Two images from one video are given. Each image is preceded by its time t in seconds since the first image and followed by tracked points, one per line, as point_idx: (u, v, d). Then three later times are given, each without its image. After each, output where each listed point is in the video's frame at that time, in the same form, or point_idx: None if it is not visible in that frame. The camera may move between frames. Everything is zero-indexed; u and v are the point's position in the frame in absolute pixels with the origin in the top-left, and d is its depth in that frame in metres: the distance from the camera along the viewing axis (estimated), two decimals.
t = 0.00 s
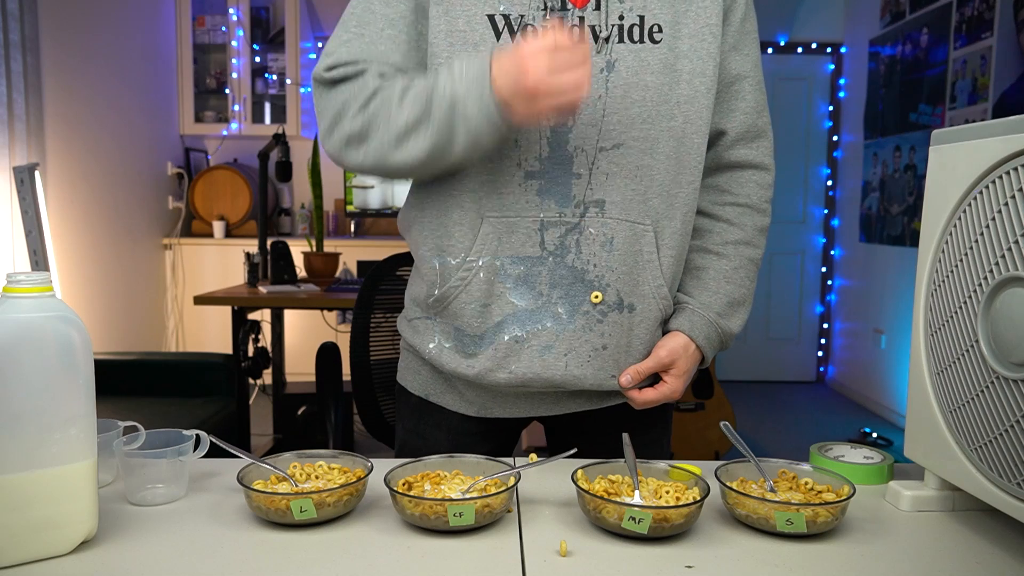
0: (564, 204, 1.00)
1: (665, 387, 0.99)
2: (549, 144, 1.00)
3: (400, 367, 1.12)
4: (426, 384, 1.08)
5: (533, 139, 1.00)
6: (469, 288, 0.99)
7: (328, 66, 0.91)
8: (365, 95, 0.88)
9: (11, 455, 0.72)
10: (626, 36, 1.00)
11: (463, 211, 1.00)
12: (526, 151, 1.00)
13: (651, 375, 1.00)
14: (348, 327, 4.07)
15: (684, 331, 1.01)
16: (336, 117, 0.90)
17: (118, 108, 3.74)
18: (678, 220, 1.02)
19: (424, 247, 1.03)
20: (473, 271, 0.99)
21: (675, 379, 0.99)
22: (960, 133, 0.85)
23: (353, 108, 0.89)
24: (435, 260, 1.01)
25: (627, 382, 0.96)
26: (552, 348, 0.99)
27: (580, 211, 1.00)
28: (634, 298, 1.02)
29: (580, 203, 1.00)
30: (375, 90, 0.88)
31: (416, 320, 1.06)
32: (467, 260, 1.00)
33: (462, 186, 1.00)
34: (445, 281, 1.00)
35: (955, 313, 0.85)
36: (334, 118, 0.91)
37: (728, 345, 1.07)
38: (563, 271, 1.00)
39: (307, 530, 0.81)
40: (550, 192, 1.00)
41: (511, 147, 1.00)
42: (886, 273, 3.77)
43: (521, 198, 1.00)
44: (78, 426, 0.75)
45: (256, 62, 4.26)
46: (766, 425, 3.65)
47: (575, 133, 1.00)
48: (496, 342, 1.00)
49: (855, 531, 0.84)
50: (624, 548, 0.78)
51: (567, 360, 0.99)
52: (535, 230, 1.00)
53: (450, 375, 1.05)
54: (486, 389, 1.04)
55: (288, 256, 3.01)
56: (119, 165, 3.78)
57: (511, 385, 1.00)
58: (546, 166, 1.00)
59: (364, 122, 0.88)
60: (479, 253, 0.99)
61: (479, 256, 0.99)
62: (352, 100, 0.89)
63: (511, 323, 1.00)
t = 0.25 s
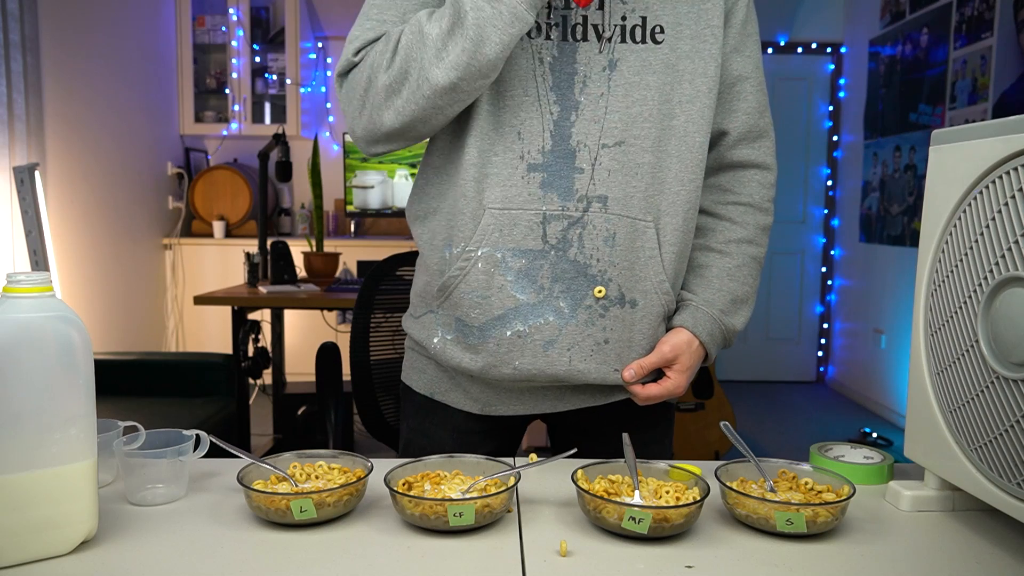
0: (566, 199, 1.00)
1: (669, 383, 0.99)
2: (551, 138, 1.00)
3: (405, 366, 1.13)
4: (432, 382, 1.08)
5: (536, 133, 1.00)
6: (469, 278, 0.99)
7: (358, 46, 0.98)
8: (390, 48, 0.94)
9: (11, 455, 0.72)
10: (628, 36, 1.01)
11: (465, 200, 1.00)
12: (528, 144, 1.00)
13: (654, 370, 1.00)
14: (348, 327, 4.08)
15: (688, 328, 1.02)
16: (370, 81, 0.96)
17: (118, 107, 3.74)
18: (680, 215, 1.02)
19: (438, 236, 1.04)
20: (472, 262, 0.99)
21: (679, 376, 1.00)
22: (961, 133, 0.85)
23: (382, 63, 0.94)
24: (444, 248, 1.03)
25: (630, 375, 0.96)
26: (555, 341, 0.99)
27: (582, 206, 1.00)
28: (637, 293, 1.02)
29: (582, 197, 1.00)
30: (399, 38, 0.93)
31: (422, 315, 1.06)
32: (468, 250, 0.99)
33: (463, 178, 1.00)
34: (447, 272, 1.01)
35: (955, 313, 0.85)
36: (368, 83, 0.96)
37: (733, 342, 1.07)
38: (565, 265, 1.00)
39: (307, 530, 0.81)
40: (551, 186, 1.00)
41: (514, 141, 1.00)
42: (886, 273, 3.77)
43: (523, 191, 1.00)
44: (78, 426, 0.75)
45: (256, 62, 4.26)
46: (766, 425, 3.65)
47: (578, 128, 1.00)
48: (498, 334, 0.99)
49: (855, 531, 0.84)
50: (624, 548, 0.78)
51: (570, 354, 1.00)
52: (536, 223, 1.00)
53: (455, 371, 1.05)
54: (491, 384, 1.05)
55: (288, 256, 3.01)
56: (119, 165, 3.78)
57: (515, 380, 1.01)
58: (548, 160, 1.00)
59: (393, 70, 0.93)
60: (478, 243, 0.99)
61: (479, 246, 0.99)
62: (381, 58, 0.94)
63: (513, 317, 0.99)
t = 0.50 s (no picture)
0: (570, 198, 1.00)
1: (674, 380, 0.99)
2: (556, 138, 1.00)
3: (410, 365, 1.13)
4: (437, 382, 1.08)
5: (540, 133, 1.00)
6: (475, 277, 0.99)
7: (359, 54, 0.99)
8: (389, 56, 0.94)
9: (11, 455, 0.72)
10: (632, 37, 1.01)
11: (470, 200, 1.00)
12: (533, 144, 1.00)
13: (660, 369, 1.00)
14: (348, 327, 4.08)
15: (693, 326, 1.02)
16: (371, 89, 0.96)
17: (118, 107, 3.74)
18: (684, 215, 1.02)
19: (440, 237, 1.04)
20: (477, 261, 0.99)
21: (684, 373, 1.00)
22: (961, 133, 0.85)
23: (382, 72, 0.94)
24: (449, 249, 1.03)
25: (636, 374, 0.96)
26: (560, 339, 0.99)
27: (587, 205, 1.00)
28: (642, 292, 1.02)
29: (587, 197, 1.00)
30: (398, 46, 0.93)
31: (427, 315, 1.07)
32: (474, 249, 0.99)
33: (469, 178, 1.00)
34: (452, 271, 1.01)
35: (955, 313, 0.85)
36: (370, 90, 0.96)
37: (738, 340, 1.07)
38: (570, 263, 1.00)
39: (307, 530, 0.81)
40: (556, 185, 1.00)
41: (519, 141, 1.00)
42: (886, 273, 3.77)
43: (528, 190, 1.00)
44: (78, 426, 0.75)
45: (256, 62, 4.26)
46: (766, 425, 3.65)
47: (582, 128, 1.00)
48: (503, 332, 0.99)
49: (855, 531, 0.84)
50: (625, 548, 0.78)
51: (576, 351, 1.00)
52: (541, 222, 0.99)
53: (460, 369, 1.05)
54: (496, 382, 1.04)
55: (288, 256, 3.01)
56: (119, 165, 3.78)
57: (520, 377, 1.00)
58: (553, 160, 1.00)
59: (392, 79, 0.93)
60: (484, 242, 0.99)
61: (485, 245, 0.99)
62: (381, 66, 0.95)
63: (518, 315, 0.99)
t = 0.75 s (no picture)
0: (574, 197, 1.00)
1: (677, 379, 0.99)
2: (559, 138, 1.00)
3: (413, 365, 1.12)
4: (440, 381, 1.08)
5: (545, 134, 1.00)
6: (478, 276, 1.00)
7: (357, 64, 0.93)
8: (379, 85, 0.88)
9: (11, 455, 0.71)
10: (635, 36, 1.01)
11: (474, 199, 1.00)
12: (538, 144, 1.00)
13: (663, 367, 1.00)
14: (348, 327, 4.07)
15: (696, 324, 1.01)
16: (349, 106, 0.90)
17: (117, 107, 3.74)
18: (687, 213, 1.03)
19: (440, 239, 1.04)
20: (482, 259, 1.00)
21: (688, 371, 0.99)
22: (962, 133, 0.85)
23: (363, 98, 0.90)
24: (448, 251, 1.02)
25: (639, 372, 0.96)
26: (564, 337, 1.00)
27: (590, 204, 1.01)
28: (646, 290, 1.02)
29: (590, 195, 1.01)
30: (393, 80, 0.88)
31: (431, 315, 1.05)
32: (478, 248, 1.00)
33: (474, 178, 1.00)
34: (454, 271, 1.01)
35: (955, 313, 0.85)
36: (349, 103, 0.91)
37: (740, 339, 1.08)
38: (572, 262, 1.01)
39: (307, 530, 0.81)
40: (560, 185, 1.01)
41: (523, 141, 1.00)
42: (886, 272, 3.77)
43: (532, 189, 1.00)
44: (78, 426, 0.75)
45: (256, 62, 4.26)
46: (766, 425, 3.65)
47: (586, 127, 1.01)
48: (507, 330, 1.00)
49: (855, 531, 0.84)
50: (625, 548, 0.78)
51: (578, 349, 1.00)
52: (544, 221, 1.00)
53: (464, 367, 1.04)
54: (499, 380, 1.04)
55: (288, 256, 3.01)
56: (119, 166, 3.78)
57: (523, 376, 1.00)
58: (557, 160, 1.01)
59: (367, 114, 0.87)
60: (488, 241, 1.00)
61: (489, 245, 1.00)
62: (368, 88, 0.90)
63: (522, 313, 1.00)
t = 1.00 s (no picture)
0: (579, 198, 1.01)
1: (683, 378, 0.99)
2: (564, 139, 1.01)
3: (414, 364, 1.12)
4: (442, 380, 1.07)
5: (550, 135, 1.00)
6: (486, 279, 1.02)
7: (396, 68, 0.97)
8: (417, 103, 0.94)
9: (11, 456, 0.71)
10: (638, 36, 1.01)
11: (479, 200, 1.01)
12: (543, 145, 1.00)
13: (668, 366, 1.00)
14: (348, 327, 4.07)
15: (700, 323, 1.01)
16: (387, 115, 0.96)
17: (117, 107, 3.74)
18: (692, 212, 1.03)
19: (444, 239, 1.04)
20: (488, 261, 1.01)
21: (694, 369, 0.99)
22: (960, 134, 0.85)
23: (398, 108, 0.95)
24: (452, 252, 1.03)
25: (644, 371, 0.97)
26: (569, 335, 1.02)
27: (595, 204, 1.01)
28: (651, 289, 1.02)
29: (595, 195, 1.01)
30: (432, 100, 0.94)
31: (432, 314, 1.06)
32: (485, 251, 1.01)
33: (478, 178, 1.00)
34: (461, 273, 1.02)
35: (955, 313, 0.85)
36: (384, 110, 0.97)
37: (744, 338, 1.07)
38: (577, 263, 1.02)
39: (307, 530, 0.81)
40: (565, 186, 1.01)
41: (528, 141, 1.00)
42: (886, 273, 3.77)
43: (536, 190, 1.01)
44: (78, 426, 0.75)
45: (256, 62, 4.26)
46: (766, 425, 3.65)
47: (590, 128, 1.01)
48: (512, 330, 1.01)
49: (855, 531, 0.84)
50: (625, 548, 0.78)
51: (583, 349, 1.01)
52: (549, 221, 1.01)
53: (468, 365, 1.04)
54: (504, 378, 1.04)
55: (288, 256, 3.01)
56: (119, 166, 3.78)
57: (528, 374, 1.01)
58: (562, 160, 1.01)
59: (405, 134, 0.93)
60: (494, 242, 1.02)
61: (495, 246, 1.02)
62: (406, 101, 0.95)
63: (528, 313, 1.02)
